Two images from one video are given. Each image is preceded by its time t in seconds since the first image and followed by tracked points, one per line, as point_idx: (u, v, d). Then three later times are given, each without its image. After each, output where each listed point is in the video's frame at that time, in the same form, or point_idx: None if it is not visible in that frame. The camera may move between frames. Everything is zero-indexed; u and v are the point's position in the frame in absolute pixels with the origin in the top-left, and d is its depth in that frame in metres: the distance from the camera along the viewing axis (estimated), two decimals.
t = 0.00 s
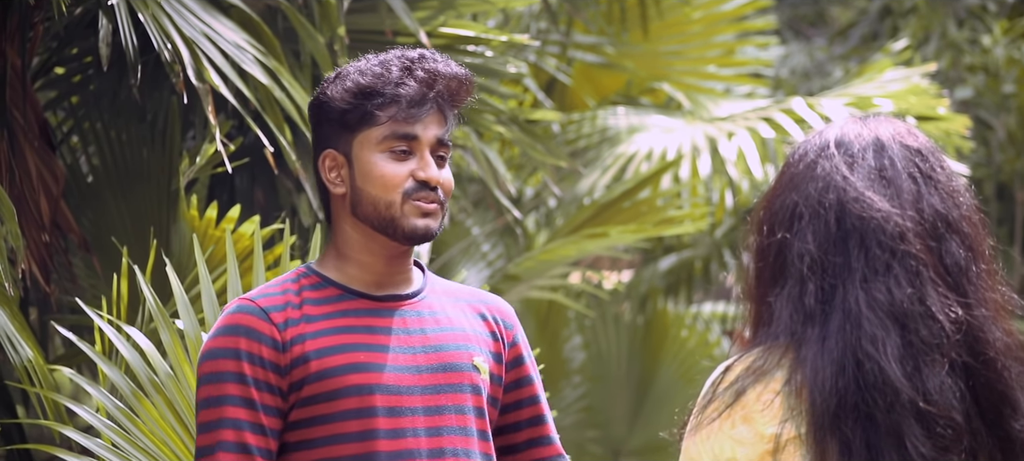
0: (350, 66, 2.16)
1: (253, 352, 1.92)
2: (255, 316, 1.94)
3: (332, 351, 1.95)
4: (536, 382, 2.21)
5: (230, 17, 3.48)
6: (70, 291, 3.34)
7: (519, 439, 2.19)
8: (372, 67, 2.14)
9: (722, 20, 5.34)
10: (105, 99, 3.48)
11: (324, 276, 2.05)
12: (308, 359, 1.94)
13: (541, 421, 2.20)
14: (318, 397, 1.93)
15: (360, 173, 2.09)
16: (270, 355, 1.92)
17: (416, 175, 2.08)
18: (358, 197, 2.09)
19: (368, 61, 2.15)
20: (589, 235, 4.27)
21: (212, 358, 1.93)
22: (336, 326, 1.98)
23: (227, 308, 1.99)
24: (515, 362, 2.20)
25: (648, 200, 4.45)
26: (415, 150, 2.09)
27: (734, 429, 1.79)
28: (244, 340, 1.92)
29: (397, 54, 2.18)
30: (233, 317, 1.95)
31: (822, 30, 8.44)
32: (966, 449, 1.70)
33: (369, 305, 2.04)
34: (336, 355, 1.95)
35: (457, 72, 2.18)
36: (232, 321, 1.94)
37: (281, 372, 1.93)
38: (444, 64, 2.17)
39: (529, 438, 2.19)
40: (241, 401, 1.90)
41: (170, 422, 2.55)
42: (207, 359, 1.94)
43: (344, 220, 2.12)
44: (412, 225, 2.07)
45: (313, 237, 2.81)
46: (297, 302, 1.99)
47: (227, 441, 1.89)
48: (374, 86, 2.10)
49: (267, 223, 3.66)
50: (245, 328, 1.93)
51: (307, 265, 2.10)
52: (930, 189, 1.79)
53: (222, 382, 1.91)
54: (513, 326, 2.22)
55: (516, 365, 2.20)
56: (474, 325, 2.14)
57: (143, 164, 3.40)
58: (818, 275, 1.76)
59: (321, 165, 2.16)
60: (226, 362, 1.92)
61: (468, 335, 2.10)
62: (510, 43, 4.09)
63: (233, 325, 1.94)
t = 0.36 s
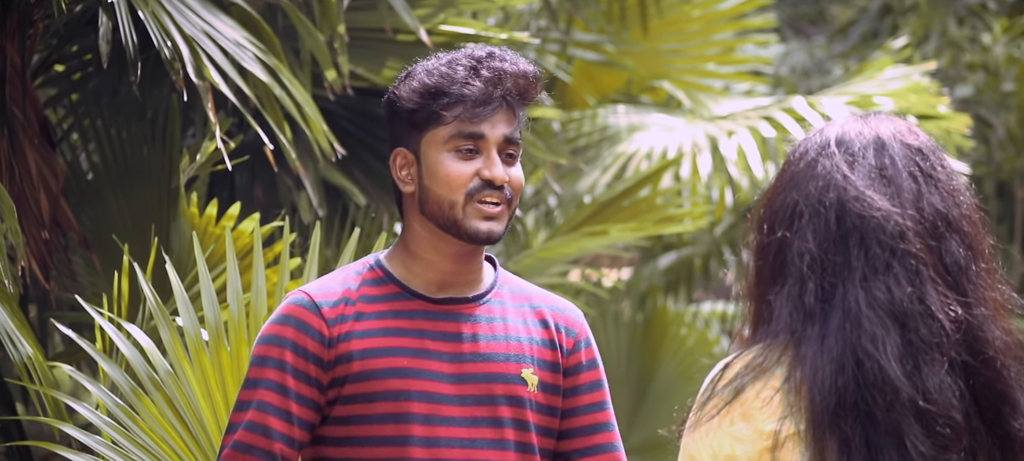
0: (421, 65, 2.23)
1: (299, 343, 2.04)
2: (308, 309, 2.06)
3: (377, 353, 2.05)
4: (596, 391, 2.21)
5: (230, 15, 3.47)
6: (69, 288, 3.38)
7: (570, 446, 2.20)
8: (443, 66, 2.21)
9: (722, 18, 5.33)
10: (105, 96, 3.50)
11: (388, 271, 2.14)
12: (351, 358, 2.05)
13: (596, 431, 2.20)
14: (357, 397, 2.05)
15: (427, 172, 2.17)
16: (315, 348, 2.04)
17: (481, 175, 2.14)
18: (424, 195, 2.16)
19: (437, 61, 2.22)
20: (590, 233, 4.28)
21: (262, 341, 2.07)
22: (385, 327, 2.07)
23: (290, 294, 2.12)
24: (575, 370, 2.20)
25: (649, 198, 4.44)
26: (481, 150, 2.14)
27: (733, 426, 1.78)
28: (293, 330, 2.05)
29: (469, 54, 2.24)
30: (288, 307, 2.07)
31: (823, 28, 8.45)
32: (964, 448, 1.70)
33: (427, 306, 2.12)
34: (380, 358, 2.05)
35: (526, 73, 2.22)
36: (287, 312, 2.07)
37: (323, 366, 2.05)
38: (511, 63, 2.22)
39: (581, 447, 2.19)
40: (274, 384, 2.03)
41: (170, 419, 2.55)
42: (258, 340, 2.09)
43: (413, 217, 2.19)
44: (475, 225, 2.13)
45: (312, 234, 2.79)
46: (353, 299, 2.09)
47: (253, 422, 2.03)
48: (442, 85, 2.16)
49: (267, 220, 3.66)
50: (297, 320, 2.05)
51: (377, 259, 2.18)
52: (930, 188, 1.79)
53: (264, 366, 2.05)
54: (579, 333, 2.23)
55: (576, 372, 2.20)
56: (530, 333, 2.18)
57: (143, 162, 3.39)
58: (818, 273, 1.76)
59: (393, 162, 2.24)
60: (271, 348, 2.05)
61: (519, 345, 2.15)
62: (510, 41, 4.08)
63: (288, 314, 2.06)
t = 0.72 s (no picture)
0: (504, 117, 2.02)
1: (316, 335, 1.95)
2: (328, 301, 1.97)
3: (390, 356, 1.96)
4: (611, 410, 2.12)
5: (226, 14, 3.47)
6: (65, 288, 3.37)
7: None
8: (528, 135, 1.98)
9: (719, 18, 5.33)
10: (101, 96, 3.49)
11: (414, 271, 2.06)
12: (366, 358, 1.96)
13: (607, 451, 2.11)
14: (367, 397, 1.96)
15: (464, 217, 2.00)
16: (332, 342, 1.95)
17: (509, 252, 1.96)
18: (456, 232, 2.01)
19: (518, 125, 2.00)
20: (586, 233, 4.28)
21: (281, 330, 1.97)
22: (402, 329, 1.99)
23: (311, 283, 2.03)
24: (590, 388, 2.11)
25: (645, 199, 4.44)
26: (520, 231, 1.96)
27: (725, 423, 1.78)
28: (310, 322, 1.96)
29: (560, 132, 2.00)
30: (308, 297, 1.99)
31: (818, 27, 8.47)
32: (956, 448, 1.70)
33: (443, 312, 2.02)
34: (394, 361, 1.96)
35: (592, 184, 2.00)
36: (308, 302, 1.98)
37: (339, 361, 1.96)
38: (586, 172, 1.98)
39: None
40: (293, 376, 1.93)
41: (166, 419, 2.54)
42: (277, 329, 1.99)
43: (444, 235, 2.05)
44: (488, 286, 2.00)
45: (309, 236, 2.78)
46: (374, 296, 2.01)
47: (268, 413, 1.93)
48: (506, 159, 1.96)
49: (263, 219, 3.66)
50: (315, 312, 1.97)
51: (408, 261, 2.08)
52: (925, 189, 1.79)
53: (281, 356, 1.95)
54: (599, 351, 2.13)
55: (591, 390, 2.11)
56: (547, 348, 2.08)
57: (139, 161, 3.39)
58: (810, 273, 1.77)
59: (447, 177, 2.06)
60: (290, 337, 1.95)
61: (534, 360, 2.05)
62: (506, 40, 4.07)
63: (308, 306, 1.97)
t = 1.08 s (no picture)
0: (525, 125, 2.02)
1: (330, 331, 1.96)
2: (344, 298, 1.98)
3: (402, 358, 1.97)
4: (625, 418, 2.11)
5: (224, 16, 3.47)
6: (63, 289, 3.37)
7: None
8: (548, 143, 1.98)
9: (717, 19, 5.34)
10: (100, 96, 3.52)
11: (432, 272, 2.06)
12: (376, 358, 1.96)
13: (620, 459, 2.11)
14: (375, 399, 1.96)
15: (484, 222, 2.00)
16: (345, 341, 1.96)
17: (528, 260, 1.96)
18: (476, 236, 2.01)
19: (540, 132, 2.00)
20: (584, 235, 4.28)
21: (295, 324, 1.98)
22: (417, 332, 1.99)
23: (330, 279, 2.05)
24: (605, 396, 2.11)
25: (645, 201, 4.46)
26: (539, 238, 1.96)
27: (720, 423, 1.78)
28: (324, 318, 1.96)
29: (581, 140, 2.00)
30: (325, 293, 2.00)
31: (817, 28, 8.47)
32: (950, 449, 1.70)
33: (459, 317, 2.03)
34: (405, 364, 1.97)
35: (612, 192, 2.00)
36: (323, 297, 1.99)
37: (350, 359, 1.96)
38: (605, 181, 1.98)
39: None
40: (305, 372, 1.94)
41: (164, 420, 2.54)
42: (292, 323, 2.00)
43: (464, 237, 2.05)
44: (507, 292, 2.00)
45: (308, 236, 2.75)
46: (391, 296, 2.02)
47: (279, 408, 1.93)
48: (525, 168, 1.95)
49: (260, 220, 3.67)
50: (331, 309, 1.97)
51: (429, 261, 2.08)
52: (919, 191, 1.80)
53: (295, 351, 1.95)
54: (616, 359, 2.12)
55: (606, 398, 2.11)
56: (562, 356, 2.07)
57: (138, 163, 3.38)
58: (804, 275, 1.77)
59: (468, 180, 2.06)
60: (304, 333, 1.96)
61: (548, 367, 2.05)
62: (504, 41, 4.08)
63: (325, 302, 1.98)
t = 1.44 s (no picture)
0: (512, 109, 2.04)
1: (327, 334, 1.96)
2: (341, 300, 1.99)
3: (402, 354, 1.97)
4: (629, 410, 2.10)
5: (221, 14, 3.47)
6: (62, 288, 3.35)
7: None
8: (536, 124, 2.00)
9: (716, 18, 5.37)
10: (97, 94, 3.51)
11: (430, 270, 2.07)
12: (376, 356, 1.97)
13: (624, 451, 2.10)
14: (379, 396, 1.96)
15: (477, 212, 2.01)
16: (342, 341, 1.96)
17: (522, 245, 1.97)
18: (471, 229, 2.03)
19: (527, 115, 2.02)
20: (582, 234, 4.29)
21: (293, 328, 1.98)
22: (417, 327, 1.99)
23: (328, 282, 2.05)
24: (608, 388, 2.10)
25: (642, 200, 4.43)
26: (533, 222, 1.97)
27: (714, 421, 1.78)
28: (322, 321, 1.96)
29: (569, 120, 2.02)
30: (322, 296, 2.00)
31: (814, 27, 8.47)
32: (944, 447, 1.70)
33: (460, 311, 2.03)
34: (405, 359, 1.97)
35: (602, 170, 2.02)
36: (321, 301, 1.99)
37: (349, 360, 1.96)
38: (596, 159, 2.00)
39: None
40: (303, 375, 1.94)
41: (162, 419, 2.54)
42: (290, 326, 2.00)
43: (459, 233, 2.07)
44: (504, 283, 2.00)
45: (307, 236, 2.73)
46: (388, 295, 2.02)
47: (279, 413, 1.93)
48: (515, 148, 1.97)
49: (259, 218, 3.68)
50: (328, 311, 1.97)
51: (425, 260, 2.09)
52: (916, 189, 1.80)
53: (293, 354, 1.96)
54: (618, 351, 2.12)
55: (610, 390, 2.10)
56: (564, 347, 2.07)
57: (135, 162, 3.39)
58: (800, 273, 1.77)
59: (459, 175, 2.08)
60: (300, 336, 1.96)
61: (551, 358, 2.05)
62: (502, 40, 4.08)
63: (321, 305, 1.98)
